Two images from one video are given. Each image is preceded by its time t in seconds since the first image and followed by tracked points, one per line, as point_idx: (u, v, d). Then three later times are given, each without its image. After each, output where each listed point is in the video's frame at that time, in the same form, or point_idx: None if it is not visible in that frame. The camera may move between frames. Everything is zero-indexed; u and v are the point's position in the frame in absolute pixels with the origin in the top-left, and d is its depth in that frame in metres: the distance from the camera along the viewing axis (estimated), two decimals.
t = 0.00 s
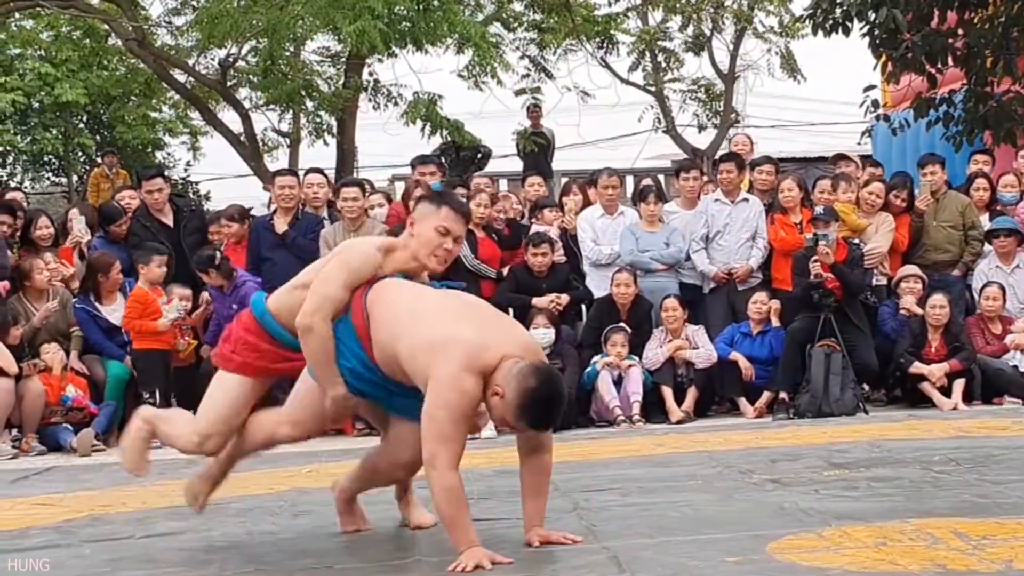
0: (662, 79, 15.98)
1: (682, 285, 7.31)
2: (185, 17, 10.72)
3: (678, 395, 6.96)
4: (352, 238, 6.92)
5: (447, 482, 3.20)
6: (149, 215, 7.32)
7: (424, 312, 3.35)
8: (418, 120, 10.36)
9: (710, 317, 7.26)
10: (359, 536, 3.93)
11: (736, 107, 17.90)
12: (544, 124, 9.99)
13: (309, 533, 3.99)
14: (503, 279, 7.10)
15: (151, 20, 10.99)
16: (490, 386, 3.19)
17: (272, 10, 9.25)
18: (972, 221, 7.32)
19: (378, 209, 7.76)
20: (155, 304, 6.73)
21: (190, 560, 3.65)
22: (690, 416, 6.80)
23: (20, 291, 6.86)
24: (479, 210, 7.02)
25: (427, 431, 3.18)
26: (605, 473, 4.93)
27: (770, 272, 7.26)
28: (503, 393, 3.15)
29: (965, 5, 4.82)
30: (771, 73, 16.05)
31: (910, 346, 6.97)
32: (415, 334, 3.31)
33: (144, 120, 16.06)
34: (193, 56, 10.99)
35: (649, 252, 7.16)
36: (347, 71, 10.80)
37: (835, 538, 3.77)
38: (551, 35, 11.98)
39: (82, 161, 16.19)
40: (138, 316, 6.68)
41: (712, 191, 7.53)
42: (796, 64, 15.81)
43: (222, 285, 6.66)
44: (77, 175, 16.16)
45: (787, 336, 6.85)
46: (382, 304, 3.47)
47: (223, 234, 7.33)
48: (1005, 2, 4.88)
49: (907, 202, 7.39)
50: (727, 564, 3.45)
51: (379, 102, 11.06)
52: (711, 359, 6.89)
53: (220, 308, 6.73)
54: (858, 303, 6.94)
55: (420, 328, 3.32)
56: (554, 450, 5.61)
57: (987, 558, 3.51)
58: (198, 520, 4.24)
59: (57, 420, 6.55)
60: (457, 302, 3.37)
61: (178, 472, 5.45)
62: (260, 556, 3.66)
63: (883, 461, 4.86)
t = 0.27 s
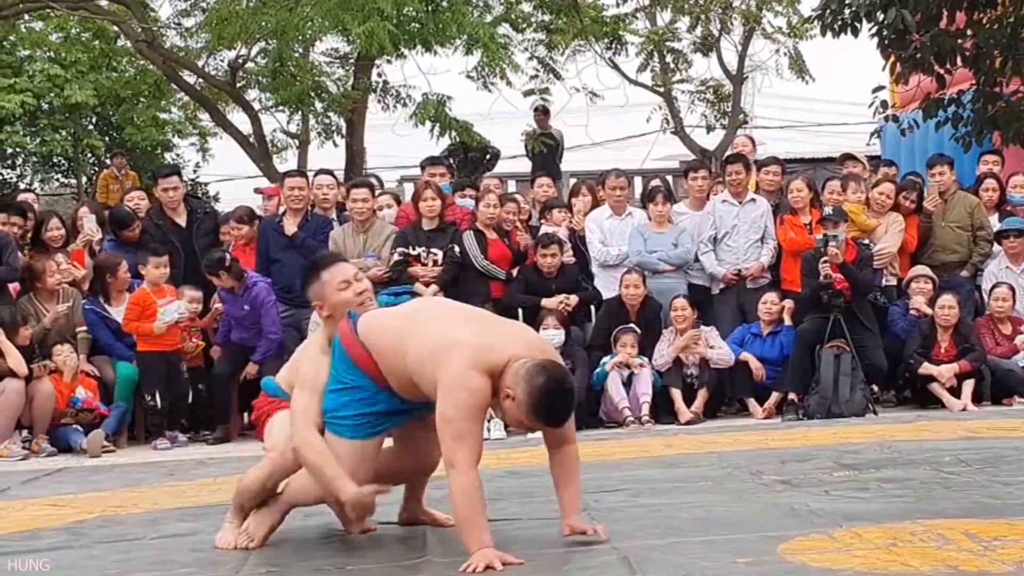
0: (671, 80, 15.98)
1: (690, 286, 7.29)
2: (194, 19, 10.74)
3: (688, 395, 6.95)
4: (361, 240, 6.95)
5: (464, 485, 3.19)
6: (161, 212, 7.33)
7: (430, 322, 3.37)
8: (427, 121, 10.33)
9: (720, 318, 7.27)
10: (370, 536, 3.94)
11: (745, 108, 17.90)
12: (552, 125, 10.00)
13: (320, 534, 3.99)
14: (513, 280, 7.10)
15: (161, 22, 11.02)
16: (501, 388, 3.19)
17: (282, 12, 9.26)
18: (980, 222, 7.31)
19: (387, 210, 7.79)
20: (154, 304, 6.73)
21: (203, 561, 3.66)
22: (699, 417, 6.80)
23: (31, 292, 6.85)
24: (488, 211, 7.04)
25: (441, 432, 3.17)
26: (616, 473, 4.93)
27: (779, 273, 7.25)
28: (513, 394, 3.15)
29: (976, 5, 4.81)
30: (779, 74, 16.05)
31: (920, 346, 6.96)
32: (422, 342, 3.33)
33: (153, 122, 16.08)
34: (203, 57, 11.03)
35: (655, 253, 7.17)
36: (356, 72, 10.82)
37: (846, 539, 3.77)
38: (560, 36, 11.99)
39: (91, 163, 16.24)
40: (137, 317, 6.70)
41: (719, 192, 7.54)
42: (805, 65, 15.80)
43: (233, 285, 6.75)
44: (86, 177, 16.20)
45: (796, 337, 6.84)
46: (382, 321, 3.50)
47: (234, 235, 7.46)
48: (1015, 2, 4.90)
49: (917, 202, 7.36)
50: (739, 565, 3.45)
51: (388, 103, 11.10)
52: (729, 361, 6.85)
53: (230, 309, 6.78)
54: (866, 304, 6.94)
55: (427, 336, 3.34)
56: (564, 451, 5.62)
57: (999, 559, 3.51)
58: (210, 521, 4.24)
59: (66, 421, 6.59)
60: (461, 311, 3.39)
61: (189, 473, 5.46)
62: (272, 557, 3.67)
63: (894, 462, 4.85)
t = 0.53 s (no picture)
0: (677, 80, 15.98)
1: (697, 286, 7.29)
2: (201, 19, 10.75)
3: (695, 395, 6.94)
4: (366, 240, 6.94)
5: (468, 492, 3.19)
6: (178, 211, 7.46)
7: (446, 327, 3.36)
8: (434, 122, 10.34)
9: (726, 318, 7.27)
10: (377, 536, 3.94)
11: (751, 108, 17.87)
12: (559, 125, 10.01)
13: (327, 535, 3.99)
14: (519, 280, 7.10)
15: (168, 22, 11.03)
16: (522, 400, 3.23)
17: (289, 13, 9.25)
18: (987, 221, 7.31)
19: (393, 209, 7.80)
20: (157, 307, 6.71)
21: (210, 563, 3.65)
22: (706, 417, 6.79)
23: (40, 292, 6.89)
24: (494, 212, 7.04)
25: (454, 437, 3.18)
26: (622, 474, 4.93)
27: (786, 274, 7.26)
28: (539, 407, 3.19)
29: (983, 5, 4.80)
30: (786, 74, 16.04)
31: (927, 347, 6.96)
32: (440, 347, 3.32)
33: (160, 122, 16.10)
34: (210, 57, 11.03)
35: (661, 253, 7.16)
36: (363, 72, 10.83)
37: (853, 539, 3.77)
38: (566, 36, 11.98)
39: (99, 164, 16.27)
40: (139, 320, 6.70)
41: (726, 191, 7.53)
42: (811, 65, 15.78)
43: (244, 288, 6.69)
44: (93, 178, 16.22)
45: (803, 337, 6.85)
46: (406, 314, 3.47)
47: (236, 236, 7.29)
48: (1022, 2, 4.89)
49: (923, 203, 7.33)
50: (746, 566, 3.45)
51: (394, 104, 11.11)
52: (738, 364, 6.85)
53: (240, 310, 6.80)
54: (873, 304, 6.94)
55: (443, 341, 3.33)
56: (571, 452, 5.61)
57: (1006, 559, 3.50)
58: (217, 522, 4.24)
59: (74, 421, 6.61)
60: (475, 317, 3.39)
61: (196, 474, 5.46)
62: (279, 558, 3.66)
63: (900, 462, 4.85)
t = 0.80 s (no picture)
0: (684, 80, 15.97)
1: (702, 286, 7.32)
2: (208, 19, 10.77)
3: (701, 396, 6.93)
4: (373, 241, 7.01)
5: (471, 477, 3.28)
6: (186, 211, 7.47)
7: (487, 317, 3.43)
8: (441, 122, 10.35)
9: (732, 319, 7.26)
10: (382, 536, 3.94)
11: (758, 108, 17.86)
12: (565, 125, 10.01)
13: (333, 535, 3.99)
14: (525, 280, 7.11)
15: (175, 23, 11.05)
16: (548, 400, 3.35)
17: (295, 12, 9.25)
18: (993, 221, 7.31)
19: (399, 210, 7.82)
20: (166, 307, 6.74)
21: (216, 563, 3.66)
22: (712, 417, 6.78)
23: (48, 290, 6.91)
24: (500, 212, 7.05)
25: (480, 424, 3.26)
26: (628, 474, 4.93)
27: (792, 274, 7.24)
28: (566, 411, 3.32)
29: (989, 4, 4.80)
30: (792, 73, 16.02)
31: (933, 347, 6.95)
32: (482, 334, 3.39)
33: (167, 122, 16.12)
34: (216, 57, 11.05)
35: (667, 253, 7.18)
36: (369, 72, 10.84)
37: (857, 539, 3.77)
38: (573, 36, 11.98)
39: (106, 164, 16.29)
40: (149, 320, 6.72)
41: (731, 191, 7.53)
42: (818, 65, 15.76)
43: (258, 288, 6.79)
44: (100, 178, 16.24)
45: (809, 338, 6.84)
46: (449, 289, 3.53)
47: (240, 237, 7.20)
48: None
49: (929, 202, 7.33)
50: (751, 566, 3.45)
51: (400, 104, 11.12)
52: (742, 363, 6.85)
53: (251, 311, 6.86)
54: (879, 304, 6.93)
55: (482, 327, 3.41)
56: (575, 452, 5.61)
57: (1012, 560, 3.50)
58: (222, 522, 4.25)
59: (81, 421, 6.61)
60: (514, 309, 3.47)
61: (202, 473, 5.47)
62: (285, 558, 3.67)
63: (906, 463, 4.85)
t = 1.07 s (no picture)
0: (690, 80, 15.97)
1: (708, 286, 7.29)
2: (215, 20, 10.78)
3: (707, 396, 6.93)
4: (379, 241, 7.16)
5: (465, 472, 3.38)
6: (196, 210, 7.61)
7: (484, 307, 3.44)
8: (447, 123, 10.37)
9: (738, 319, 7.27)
10: (388, 536, 3.95)
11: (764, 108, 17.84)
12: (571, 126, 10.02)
13: (339, 535, 4.00)
14: (531, 281, 7.12)
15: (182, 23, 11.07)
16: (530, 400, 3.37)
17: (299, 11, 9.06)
18: (1000, 221, 7.28)
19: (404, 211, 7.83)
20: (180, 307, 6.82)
21: (222, 563, 3.67)
22: (718, 418, 6.77)
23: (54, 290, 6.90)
24: (506, 213, 7.06)
25: (469, 419, 3.33)
26: (634, 475, 4.94)
27: (799, 275, 7.25)
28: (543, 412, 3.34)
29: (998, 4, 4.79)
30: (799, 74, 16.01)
31: (940, 348, 6.95)
32: (473, 328, 3.41)
33: (174, 123, 16.14)
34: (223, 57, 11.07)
35: (674, 254, 7.17)
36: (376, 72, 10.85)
37: (863, 541, 3.77)
38: (580, 36, 11.98)
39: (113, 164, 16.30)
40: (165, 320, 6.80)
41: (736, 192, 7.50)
42: (825, 65, 15.75)
43: (274, 288, 6.83)
44: (107, 178, 16.27)
45: (816, 338, 6.84)
46: (456, 271, 3.52)
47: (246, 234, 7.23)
48: None
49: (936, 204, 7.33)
50: (756, 567, 3.45)
51: (406, 104, 11.12)
52: (748, 362, 6.85)
53: (263, 311, 6.86)
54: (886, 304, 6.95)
55: (477, 320, 3.43)
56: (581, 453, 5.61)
57: (1017, 561, 3.50)
58: (228, 522, 4.26)
59: (87, 421, 6.61)
60: (509, 301, 3.48)
61: (208, 474, 5.47)
62: (291, 558, 3.67)
63: (912, 464, 4.84)
